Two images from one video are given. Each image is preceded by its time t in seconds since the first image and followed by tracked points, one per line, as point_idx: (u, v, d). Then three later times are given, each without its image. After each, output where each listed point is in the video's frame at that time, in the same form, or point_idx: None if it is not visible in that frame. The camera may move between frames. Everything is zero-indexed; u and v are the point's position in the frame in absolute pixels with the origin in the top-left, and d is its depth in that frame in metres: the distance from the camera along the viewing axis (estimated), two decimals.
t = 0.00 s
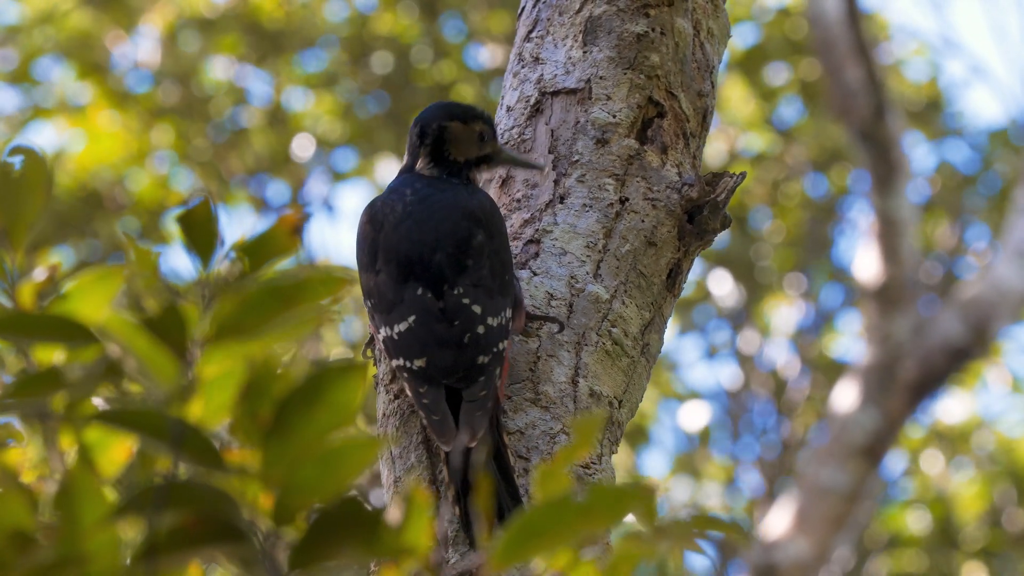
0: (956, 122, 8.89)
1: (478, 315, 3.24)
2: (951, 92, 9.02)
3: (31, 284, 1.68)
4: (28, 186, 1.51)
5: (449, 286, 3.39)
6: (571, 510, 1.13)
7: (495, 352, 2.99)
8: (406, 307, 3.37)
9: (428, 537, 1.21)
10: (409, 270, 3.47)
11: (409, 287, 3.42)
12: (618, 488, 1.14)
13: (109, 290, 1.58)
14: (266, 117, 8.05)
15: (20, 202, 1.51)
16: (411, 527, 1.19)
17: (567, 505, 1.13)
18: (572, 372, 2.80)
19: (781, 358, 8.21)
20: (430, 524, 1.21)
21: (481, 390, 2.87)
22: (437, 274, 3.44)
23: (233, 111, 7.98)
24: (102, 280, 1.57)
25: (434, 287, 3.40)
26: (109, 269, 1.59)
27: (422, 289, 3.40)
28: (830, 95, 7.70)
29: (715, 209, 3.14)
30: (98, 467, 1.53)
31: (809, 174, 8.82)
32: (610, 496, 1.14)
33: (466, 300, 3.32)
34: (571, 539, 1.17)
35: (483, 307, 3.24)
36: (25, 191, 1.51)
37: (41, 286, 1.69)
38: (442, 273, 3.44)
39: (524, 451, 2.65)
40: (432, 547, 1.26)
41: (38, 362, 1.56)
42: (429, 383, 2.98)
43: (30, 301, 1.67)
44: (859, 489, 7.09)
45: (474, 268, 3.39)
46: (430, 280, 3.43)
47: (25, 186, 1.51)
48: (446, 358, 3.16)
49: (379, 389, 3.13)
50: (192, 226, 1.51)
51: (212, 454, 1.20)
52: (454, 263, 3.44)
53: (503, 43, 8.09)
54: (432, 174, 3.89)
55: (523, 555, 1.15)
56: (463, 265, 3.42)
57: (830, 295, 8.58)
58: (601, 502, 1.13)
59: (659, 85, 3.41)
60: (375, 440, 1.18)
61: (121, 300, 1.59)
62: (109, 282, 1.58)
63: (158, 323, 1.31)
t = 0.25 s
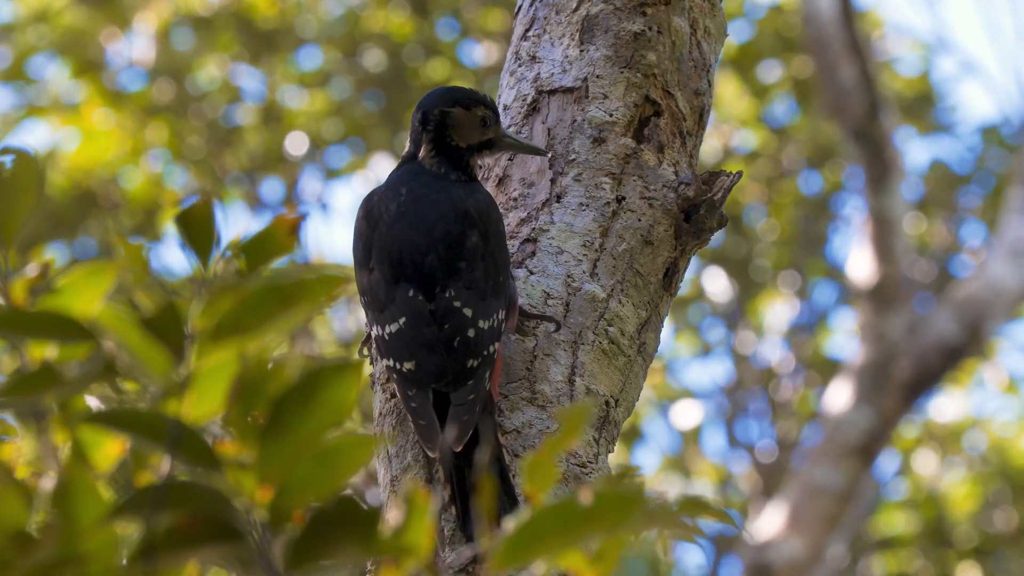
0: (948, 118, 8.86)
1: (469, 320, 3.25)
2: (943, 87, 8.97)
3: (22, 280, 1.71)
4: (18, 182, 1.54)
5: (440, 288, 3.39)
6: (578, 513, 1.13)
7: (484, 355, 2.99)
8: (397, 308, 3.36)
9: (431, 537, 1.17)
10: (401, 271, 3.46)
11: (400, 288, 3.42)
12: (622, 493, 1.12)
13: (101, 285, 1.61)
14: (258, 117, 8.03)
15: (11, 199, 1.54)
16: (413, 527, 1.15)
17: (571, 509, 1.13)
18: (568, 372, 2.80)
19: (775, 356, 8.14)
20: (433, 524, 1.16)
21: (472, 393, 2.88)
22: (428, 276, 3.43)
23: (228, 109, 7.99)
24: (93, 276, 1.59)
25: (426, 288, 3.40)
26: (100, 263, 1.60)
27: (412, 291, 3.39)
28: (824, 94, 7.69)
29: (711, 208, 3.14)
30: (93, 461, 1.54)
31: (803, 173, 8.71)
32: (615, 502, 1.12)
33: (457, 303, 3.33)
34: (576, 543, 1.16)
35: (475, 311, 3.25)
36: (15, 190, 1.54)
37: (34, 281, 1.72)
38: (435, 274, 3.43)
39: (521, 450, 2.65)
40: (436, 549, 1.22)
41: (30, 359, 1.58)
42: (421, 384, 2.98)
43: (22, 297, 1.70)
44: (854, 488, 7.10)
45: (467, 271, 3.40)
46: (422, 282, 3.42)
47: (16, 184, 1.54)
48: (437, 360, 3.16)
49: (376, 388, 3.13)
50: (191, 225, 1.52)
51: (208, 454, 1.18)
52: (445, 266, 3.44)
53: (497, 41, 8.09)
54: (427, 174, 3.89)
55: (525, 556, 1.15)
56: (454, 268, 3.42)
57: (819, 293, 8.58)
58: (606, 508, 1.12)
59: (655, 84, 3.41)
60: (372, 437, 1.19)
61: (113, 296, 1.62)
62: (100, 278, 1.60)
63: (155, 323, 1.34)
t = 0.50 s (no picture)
0: (937, 113, 8.86)
1: (465, 318, 3.25)
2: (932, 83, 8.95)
3: (17, 279, 1.76)
4: (14, 183, 1.56)
5: (436, 287, 3.39)
6: (570, 513, 1.13)
7: (480, 355, 3.00)
8: (393, 307, 3.36)
9: (430, 540, 1.19)
10: (398, 270, 3.47)
11: (396, 287, 3.43)
12: (615, 491, 1.13)
13: (95, 283, 1.64)
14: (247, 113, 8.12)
15: (8, 197, 1.57)
16: (416, 529, 1.16)
17: (563, 507, 1.13)
18: (562, 371, 2.80)
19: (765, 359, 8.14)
20: (434, 528, 1.18)
21: (467, 392, 2.90)
22: (424, 274, 3.43)
23: (218, 108, 8.11)
24: (87, 275, 1.63)
25: (422, 287, 3.40)
26: (96, 261, 1.62)
27: (409, 290, 3.40)
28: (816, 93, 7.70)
29: (706, 207, 3.14)
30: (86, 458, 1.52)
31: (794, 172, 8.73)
32: (608, 499, 1.13)
33: (453, 303, 3.32)
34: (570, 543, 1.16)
35: (471, 310, 3.25)
36: (11, 184, 1.57)
37: (29, 279, 1.75)
38: (430, 274, 3.44)
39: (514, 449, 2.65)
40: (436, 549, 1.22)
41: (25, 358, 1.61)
42: (415, 384, 2.98)
43: (16, 295, 1.74)
44: (846, 487, 7.12)
45: (463, 270, 3.39)
46: (418, 281, 3.42)
47: (12, 183, 1.56)
48: (434, 359, 3.16)
49: (370, 387, 3.14)
50: (184, 222, 1.52)
51: (202, 454, 1.17)
52: (442, 264, 3.44)
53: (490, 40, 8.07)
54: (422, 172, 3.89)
55: (519, 556, 1.15)
56: (451, 267, 3.42)
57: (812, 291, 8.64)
58: (599, 506, 1.12)
59: (650, 83, 3.41)
60: (361, 437, 1.18)
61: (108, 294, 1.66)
62: (95, 276, 1.64)
63: (148, 321, 1.35)
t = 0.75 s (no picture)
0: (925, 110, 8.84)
1: (457, 318, 3.24)
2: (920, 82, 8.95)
3: (14, 279, 1.75)
4: (14, 179, 1.60)
5: (429, 287, 3.39)
6: (559, 513, 1.14)
7: (474, 355, 2.99)
8: (385, 307, 3.36)
9: (423, 541, 1.20)
10: (390, 269, 3.46)
11: (388, 287, 3.42)
12: (606, 490, 1.13)
13: (92, 284, 1.54)
14: (236, 113, 8.12)
15: (8, 192, 1.60)
16: (409, 531, 1.17)
17: (556, 506, 1.13)
18: (554, 371, 2.80)
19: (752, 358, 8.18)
20: (427, 530, 1.19)
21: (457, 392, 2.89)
22: (417, 274, 3.43)
23: (206, 108, 8.07)
24: (83, 275, 1.53)
25: (414, 287, 3.39)
26: (92, 263, 1.54)
27: (401, 289, 3.39)
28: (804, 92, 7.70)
29: (697, 207, 3.14)
30: (80, 459, 1.51)
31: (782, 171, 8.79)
32: (599, 499, 1.13)
33: (445, 303, 3.32)
34: (560, 542, 1.16)
35: (463, 310, 3.24)
36: (12, 179, 1.60)
37: (26, 280, 1.76)
38: (423, 274, 3.43)
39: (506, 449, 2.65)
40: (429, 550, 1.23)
41: (19, 357, 1.60)
42: (406, 383, 2.98)
43: (13, 295, 1.74)
44: (833, 487, 7.16)
45: (456, 269, 3.39)
46: (410, 281, 3.41)
47: (12, 180, 1.60)
48: (426, 359, 3.15)
49: (361, 387, 3.14)
50: (175, 221, 1.51)
51: (195, 454, 1.19)
52: (435, 263, 3.44)
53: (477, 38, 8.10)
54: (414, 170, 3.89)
55: (510, 553, 1.15)
56: (444, 267, 3.41)
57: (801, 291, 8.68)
58: (590, 505, 1.12)
59: (642, 83, 3.41)
60: (356, 438, 1.18)
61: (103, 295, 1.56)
62: (90, 275, 1.54)
63: (141, 320, 1.31)
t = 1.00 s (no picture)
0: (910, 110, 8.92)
1: (447, 319, 3.24)
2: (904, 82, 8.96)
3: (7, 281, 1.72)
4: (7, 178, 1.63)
5: (418, 287, 3.39)
6: (545, 510, 1.14)
7: (464, 355, 2.99)
8: (374, 308, 3.36)
9: (409, 541, 1.20)
10: (379, 270, 3.47)
11: (377, 287, 3.42)
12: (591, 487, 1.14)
13: (86, 286, 1.47)
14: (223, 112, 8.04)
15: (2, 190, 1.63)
16: (396, 531, 1.16)
17: (541, 504, 1.14)
18: (541, 371, 2.80)
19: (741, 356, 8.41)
20: (413, 530, 1.19)
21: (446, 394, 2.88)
22: (406, 274, 3.44)
23: (188, 108, 7.95)
24: (78, 277, 1.46)
25: (403, 288, 3.40)
26: (85, 265, 1.47)
27: (390, 290, 3.40)
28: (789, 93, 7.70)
29: (685, 208, 3.15)
30: (71, 462, 1.52)
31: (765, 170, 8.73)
32: (584, 496, 1.14)
33: (435, 304, 3.32)
34: (546, 541, 1.17)
35: (452, 311, 3.24)
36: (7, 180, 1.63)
37: (19, 282, 1.73)
38: (411, 276, 3.43)
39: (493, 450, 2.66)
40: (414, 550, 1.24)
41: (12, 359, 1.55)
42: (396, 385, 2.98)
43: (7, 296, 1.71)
44: (818, 487, 7.26)
45: (445, 270, 3.39)
46: (398, 282, 3.41)
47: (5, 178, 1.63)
48: (416, 361, 3.16)
49: (349, 388, 3.13)
50: (164, 222, 1.50)
51: (182, 455, 1.18)
52: (423, 263, 3.44)
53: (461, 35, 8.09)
54: (401, 169, 3.88)
55: (496, 554, 1.15)
56: (432, 267, 3.41)
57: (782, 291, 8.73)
58: (576, 502, 1.14)
59: (629, 84, 3.42)
60: (344, 438, 1.18)
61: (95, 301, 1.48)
62: (84, 279, 1.47)
63: (130, 320, 1.30)
